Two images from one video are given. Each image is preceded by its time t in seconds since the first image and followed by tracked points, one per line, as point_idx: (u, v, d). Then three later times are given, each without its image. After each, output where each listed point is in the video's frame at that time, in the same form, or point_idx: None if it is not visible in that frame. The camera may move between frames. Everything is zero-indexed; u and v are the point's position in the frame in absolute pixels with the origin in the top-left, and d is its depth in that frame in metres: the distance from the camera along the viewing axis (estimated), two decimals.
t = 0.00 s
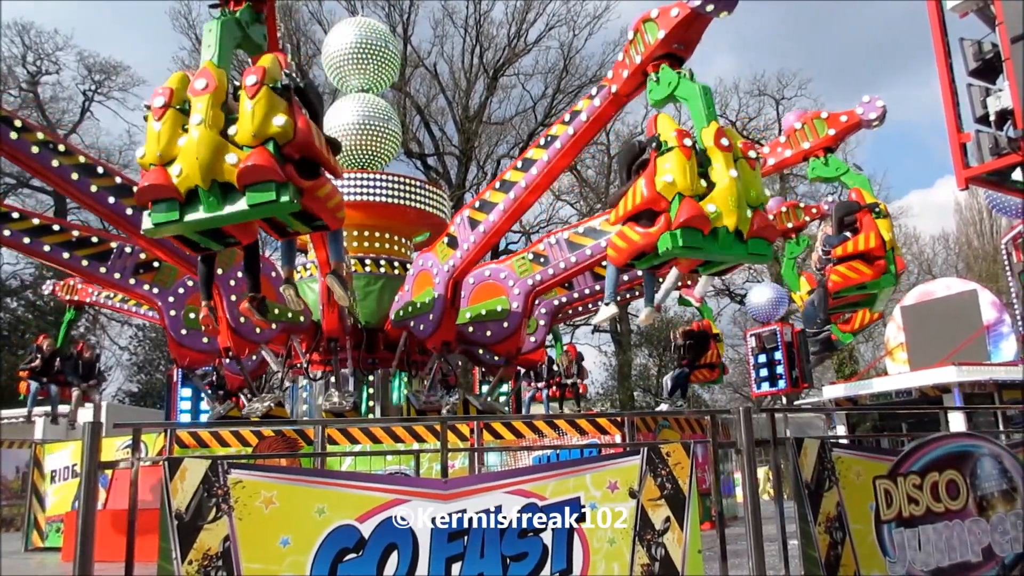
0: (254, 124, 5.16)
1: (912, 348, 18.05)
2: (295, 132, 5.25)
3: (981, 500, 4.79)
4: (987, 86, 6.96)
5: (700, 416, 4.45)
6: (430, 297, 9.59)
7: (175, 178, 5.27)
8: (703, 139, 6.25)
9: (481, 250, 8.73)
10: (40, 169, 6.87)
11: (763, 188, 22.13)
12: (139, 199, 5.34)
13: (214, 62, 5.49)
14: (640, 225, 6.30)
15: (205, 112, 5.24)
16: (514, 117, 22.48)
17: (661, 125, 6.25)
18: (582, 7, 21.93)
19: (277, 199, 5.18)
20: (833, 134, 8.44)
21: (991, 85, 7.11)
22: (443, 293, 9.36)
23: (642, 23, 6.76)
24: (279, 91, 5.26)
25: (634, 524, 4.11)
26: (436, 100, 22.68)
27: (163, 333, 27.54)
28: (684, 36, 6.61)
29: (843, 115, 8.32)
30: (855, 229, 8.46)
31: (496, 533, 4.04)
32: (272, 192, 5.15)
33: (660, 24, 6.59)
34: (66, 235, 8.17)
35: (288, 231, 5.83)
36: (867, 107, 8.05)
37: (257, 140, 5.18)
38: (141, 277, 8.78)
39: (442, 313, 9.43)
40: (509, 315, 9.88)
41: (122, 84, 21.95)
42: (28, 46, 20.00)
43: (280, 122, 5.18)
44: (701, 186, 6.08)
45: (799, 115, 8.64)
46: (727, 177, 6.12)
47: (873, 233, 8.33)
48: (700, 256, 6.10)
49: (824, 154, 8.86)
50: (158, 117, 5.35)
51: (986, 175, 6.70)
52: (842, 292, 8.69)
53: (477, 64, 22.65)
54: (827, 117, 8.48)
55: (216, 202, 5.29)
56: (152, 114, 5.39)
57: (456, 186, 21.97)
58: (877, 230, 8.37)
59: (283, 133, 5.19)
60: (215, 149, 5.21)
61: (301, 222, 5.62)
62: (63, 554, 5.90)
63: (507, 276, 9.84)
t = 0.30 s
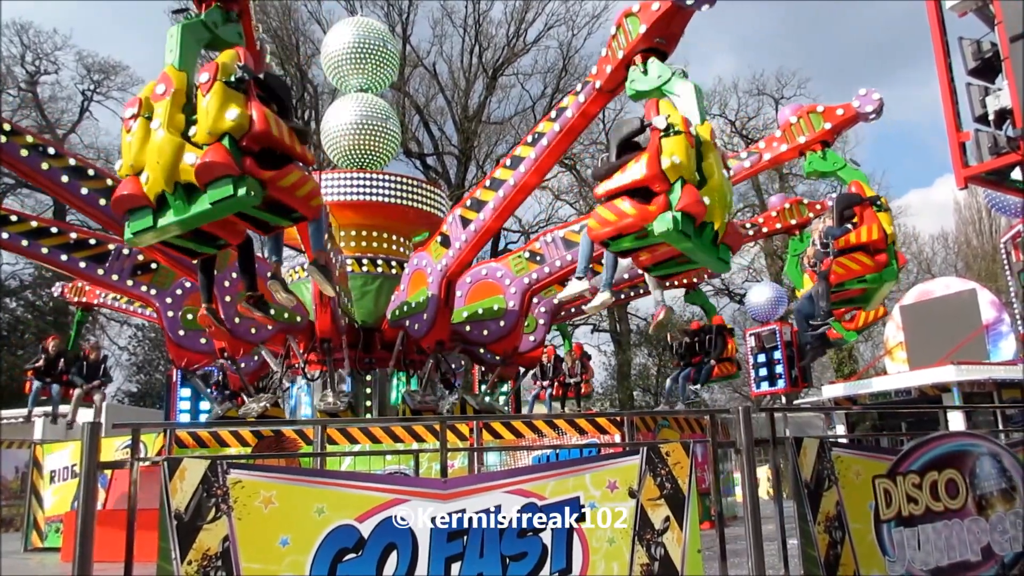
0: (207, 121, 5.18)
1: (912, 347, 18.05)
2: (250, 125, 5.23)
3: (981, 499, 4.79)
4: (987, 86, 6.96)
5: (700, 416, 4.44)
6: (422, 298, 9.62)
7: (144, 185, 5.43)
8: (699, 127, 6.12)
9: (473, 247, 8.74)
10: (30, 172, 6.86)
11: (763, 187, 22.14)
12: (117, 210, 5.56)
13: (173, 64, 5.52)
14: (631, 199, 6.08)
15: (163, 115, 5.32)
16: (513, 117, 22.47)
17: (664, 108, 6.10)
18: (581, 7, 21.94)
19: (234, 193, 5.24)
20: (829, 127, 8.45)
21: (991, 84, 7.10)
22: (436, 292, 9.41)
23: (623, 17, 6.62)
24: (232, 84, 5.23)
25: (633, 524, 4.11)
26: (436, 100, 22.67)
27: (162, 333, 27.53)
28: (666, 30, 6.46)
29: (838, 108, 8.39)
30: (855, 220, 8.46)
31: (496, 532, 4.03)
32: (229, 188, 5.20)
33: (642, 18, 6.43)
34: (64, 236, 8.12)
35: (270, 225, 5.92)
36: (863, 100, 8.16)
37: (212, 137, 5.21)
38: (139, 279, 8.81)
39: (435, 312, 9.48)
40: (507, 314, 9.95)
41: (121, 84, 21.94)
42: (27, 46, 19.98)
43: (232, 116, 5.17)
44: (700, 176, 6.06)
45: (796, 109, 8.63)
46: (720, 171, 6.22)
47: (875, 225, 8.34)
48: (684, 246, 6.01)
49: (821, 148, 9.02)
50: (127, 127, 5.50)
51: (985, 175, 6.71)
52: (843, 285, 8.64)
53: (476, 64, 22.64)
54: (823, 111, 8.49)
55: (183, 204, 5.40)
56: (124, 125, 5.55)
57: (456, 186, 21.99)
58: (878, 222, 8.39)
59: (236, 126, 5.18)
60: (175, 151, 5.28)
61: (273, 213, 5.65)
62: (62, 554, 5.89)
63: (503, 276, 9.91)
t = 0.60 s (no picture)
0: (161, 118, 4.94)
1: (911, 346, 18.04)
2: (204, 119, 4.96)
3: (980, 499, 4.79)
4: (986, 86, 6.97)
5: (698, 415, 4.44)
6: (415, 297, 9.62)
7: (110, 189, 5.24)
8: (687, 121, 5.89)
9: (465, 243, 8.74)
10: (21, 173, 6.89)
11: (763, 186, 22.13)
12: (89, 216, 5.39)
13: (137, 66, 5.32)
14: (624, 177, 5.63)
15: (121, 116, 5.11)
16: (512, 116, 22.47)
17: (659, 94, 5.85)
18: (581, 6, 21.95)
19: (190, 188, 4.96)
20: (824, 121, 8.44)
21: (991, 83, 7.11)
22: (428, 292, 9.39)
23: (604, 11, 6.50)
24: (186, 80, 4.99)
25: (632, 524, 4.11)
26: (435, 100, 22.65)
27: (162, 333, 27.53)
28: (645, 23, 6.24)
29: (835, 101, 8.32)
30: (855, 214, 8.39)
31: (495, 532, 4.03)
32: (184, 185, 4.94)
33: (620, 12, 6.28)
34: (63, 239, 8.12)
35: (244, 221, 5.62)
36: (858, 93, 8.22)
37: (167, 133, 4.97)
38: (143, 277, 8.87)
39: (428, 309, 9.44)
40: (503, 313, 9.86)
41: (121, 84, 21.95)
42: (27, 45, 19.98)
43: (184, 111, 4.91)
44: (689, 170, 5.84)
45: (791, 101, 8.60)
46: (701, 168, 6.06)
47: (875, 219, 8.27)
48: (669, 237, 5.61)
49: (819, 142, 8.77)
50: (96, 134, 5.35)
51: (984, 175, 6.74)
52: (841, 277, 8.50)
53: (476, 63, 22.63)
54: (819, 104, 8.46)
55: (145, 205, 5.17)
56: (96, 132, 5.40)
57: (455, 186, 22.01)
58: (878, 215, 8.34)
59: (189, 120, 4.91)
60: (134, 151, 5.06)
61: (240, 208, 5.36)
62: (62, 554, 5.88)
63: (499, 274, 9.89)
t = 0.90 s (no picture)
0: (117, 117, 4.71)
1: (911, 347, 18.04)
2: (161, 117, 4.71)
3: (978, 500, 4.79)
4: (986, 86, 6.98)
5: (698, 416, 4.43)
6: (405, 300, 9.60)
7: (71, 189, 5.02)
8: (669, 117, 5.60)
9: (455, 242, 8.56)
10: (12, 177, 6.90)
11: (762, 187, 22.12)
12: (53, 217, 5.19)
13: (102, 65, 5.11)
14: (604, 165, 5.32)
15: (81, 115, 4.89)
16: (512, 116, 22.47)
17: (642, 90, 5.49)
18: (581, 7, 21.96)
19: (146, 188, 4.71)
20: (817, 114, 8.12)
21: (991, 84, 7.12)
22: (421, 291, 9.38)
23: (579, 6, 5.96)
24: (146, 78, 4.76)
25: (630, 524, 4.11)
26: (435, 99, 22.65)
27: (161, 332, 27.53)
28: (620, 17, 5.70)
29: (830, 93, 8.01)
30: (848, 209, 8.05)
31: (494, 533, 4.03)
32: (140, 185, 4.69)
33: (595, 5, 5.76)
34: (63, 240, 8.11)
35: (210, 221, 5.37)
36: (852, 84, 7.87)
37: (123, 132, 4.72)
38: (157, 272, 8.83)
39: (421, 307, 9.43)
40: (498, 312, 9.97)
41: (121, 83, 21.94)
42: (27, 44, 19.97)
43: (141, 109, 4.67)
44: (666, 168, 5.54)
45: (785, 95, 8.31)
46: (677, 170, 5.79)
47: (868, 214, 7.94)
48: (642, 230, 5.39)
49: (812, 136, 8.48)
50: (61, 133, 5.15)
51: (984, 176, 6.76)
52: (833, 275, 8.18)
53: (476, 63, 22.63)
54: (813, 97, 8.13)
55: (104, 205, 4.92)
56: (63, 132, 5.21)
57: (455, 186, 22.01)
58: (872, 209, 7.99)
59: (145, 119, 4.67)
60: (91, 150, 4.83)
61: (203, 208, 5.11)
62: (61, 553, 5.86)
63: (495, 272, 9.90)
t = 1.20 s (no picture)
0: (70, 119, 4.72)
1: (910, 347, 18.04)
2: (113, 119, 4.71)
3: (977, 500, 4.79)
4: (985, 87, 7.01)
5: (698, 416, 4.44)
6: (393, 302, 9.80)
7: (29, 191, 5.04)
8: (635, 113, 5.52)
9: (443, 240, 8.55)
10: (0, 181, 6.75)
11: (761, 186, 22.15)
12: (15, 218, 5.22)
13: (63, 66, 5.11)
14: (563, 161, 5.20)
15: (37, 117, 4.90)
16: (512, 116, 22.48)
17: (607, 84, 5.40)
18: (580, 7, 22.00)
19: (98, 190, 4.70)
20: (809, 107, 8.15)
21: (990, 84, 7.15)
22: (410, 292, 9.40)
23: None
24: (100, 80, 4.75)
25: (630, 525, 4.11)
26: (434, 100, 22.65)
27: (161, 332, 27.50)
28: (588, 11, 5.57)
29: (820, 84, 8.05)
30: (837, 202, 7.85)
31: (493, 533, 4.03)
32: (91, 187, 4.68)
33: None
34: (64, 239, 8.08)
35: (168, 222, 5.36)
36: (843, 75, 7.94)
37: (76, 135, 4.73)
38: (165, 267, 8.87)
39: (411, 308, 9.46)
40: (492, 311, 10.10)
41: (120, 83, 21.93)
42: (27, 44, 19.96)
43: (93, 111, 4.68)
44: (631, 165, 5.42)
45: (775, 87, 8.35)
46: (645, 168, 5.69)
47: (857, 207, 7.72)
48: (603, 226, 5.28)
49: (804, 129, 8.42)
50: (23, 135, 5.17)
51: (983, 176, 6.79)
52: (823, 269, 8.06)
53: (475, 64, 22.64)
54: (804, 89, 8.20)
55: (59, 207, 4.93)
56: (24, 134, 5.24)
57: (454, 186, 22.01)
58: (861, 203, 7.80)
59: (97, 121, 4.68)
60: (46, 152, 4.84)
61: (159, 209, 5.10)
62: (60, 553, 5.85)
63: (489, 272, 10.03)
